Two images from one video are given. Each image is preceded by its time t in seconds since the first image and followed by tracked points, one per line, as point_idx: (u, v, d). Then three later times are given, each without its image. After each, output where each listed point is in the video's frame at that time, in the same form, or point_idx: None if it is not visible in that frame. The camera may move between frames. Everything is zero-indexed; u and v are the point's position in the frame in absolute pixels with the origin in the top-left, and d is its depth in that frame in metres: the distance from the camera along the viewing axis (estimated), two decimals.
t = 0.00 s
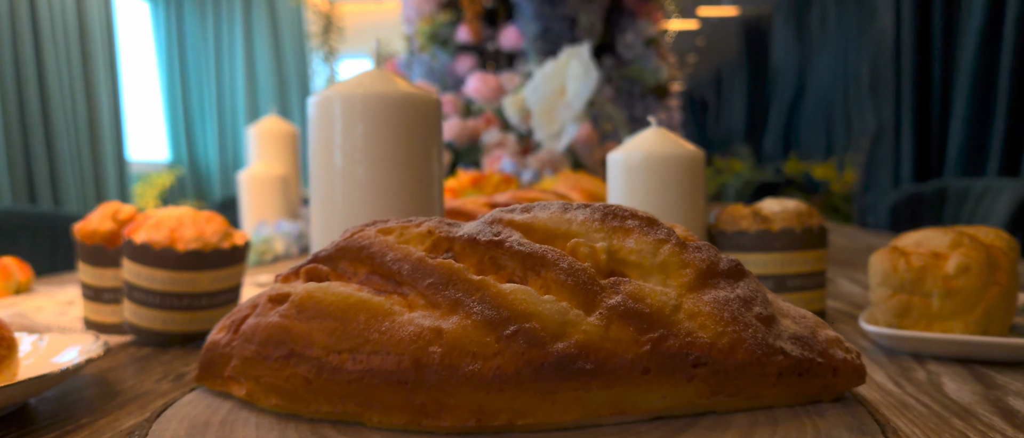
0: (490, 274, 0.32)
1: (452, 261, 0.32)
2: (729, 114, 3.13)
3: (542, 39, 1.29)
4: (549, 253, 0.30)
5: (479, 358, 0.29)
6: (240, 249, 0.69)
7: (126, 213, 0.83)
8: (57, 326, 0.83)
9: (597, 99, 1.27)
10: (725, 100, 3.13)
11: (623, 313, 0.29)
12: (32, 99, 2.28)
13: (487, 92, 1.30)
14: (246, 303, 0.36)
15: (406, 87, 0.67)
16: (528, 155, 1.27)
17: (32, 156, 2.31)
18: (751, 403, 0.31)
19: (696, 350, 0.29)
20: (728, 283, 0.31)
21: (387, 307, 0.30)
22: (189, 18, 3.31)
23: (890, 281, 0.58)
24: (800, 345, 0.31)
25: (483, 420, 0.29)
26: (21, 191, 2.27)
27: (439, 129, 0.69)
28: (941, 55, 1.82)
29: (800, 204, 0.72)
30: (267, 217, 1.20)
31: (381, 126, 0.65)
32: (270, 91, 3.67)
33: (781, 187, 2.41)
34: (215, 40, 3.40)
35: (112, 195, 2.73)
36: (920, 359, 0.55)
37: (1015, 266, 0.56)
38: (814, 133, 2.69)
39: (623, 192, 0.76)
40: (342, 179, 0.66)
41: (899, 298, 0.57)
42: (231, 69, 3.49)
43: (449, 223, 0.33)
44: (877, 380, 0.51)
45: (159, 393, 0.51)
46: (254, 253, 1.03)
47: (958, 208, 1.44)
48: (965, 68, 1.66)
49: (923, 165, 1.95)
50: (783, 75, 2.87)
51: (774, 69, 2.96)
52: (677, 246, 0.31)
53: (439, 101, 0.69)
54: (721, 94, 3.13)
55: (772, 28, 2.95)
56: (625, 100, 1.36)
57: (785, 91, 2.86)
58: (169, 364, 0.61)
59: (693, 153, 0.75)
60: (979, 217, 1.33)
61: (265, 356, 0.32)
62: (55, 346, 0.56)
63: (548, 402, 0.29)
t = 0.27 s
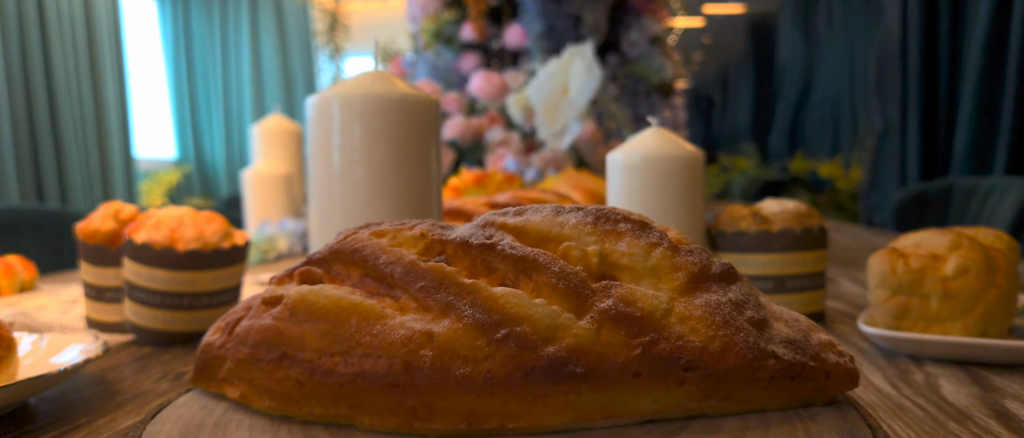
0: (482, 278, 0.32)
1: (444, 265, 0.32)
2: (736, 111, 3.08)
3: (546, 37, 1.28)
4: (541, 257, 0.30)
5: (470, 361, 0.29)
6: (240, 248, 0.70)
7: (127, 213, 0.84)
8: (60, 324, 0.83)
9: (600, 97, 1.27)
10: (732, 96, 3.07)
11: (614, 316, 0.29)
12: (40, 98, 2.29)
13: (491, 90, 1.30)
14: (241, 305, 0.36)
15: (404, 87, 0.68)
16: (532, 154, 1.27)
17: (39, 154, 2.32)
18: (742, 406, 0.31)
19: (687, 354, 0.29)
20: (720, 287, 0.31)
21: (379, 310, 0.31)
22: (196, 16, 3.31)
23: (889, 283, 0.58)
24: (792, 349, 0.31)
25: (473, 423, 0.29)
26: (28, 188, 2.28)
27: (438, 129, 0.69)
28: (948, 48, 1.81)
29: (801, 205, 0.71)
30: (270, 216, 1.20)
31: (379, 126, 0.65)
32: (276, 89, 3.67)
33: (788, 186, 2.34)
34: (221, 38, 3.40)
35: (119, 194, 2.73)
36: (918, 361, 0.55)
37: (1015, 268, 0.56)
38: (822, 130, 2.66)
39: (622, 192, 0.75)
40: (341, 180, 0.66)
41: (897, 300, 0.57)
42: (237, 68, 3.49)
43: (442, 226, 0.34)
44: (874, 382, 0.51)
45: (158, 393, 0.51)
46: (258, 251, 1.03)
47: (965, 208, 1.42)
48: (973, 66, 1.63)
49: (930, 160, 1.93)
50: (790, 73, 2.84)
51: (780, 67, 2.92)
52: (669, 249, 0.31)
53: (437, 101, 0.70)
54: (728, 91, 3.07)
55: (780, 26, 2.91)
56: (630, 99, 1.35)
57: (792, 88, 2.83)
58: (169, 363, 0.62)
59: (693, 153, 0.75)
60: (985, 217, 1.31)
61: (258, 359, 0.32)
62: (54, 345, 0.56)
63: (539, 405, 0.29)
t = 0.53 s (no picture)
0: (475, 277, 0.32)
1: (438, 264, 0.32)
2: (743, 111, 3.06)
3: (551, 36, 1.28)
4: (534, 256, 0.30)
5: (462, 360, 0.29)
6: (241, 247, 0.70)
7: (130, 212, 0.85)
8: (63, 323, 0.84)
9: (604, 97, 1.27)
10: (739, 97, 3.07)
11: (606, 316, 0.29)
12: (48, 96, 2.30)
13: (495, 90, 1.30)
14: (237, 304, 0.37)
15: (403, 87, 0.68)
16: (536, 154, 1.27)
17: (47, 153, 2.33)
18: (735, 406, 0.31)
19: (679, 353, 0.29)
20: (713, 287, 0.31)
21: (372, 309, 0.31)
22: (203, 16, 3.32)
23: (888, 284, 0.57)
24: (785, 349, 0.31)
25: (465, 422, 0.29)
26: (37, 188, 2.30)
27: (437, 130, 0.70)
28: (956, 48, 1.74)
29: (801, 205, 0.71)
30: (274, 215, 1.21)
31: (378, 126, 0.66)
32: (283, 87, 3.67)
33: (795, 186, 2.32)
34: (227, 37, 3.40)
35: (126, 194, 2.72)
36: (917, 362, 0.55)
37: (1015, 269, 0.56)
38: (829, 128, 2.59)
39: (623, 192, 0.75)
40: (340, 179, 0.66)
41: (897, 301, 0.57)
42: (244, 67, 3.50)
43: (437, 225, 0.34)
44: (872, 382, 0.51)
45: (158, 391, 0.51)
46: (261, 250, 1.04)
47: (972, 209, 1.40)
48: (981, 65, 1.60)
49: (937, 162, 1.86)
50: (797, 71, 2.78)
51: (788, 66, 2.87)
52: (662, 249, 0.31)
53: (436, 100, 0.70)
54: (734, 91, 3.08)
55: (788, 24, 2.88)
56: (635, 98, 1.35)
57: (799, 86, 2.77)
58: (169, 361, 0.62)
59: (693, 152, 0.75)
60: (993, 218, 1.30)
61: (253, 357, 0.32)
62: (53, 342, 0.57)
63: (531, 404, 0.29)
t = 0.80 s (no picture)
0: (469, 276, 0.32)
1: (431, 263, 0.32)
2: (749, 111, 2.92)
3: (557, 34, 1.28)
4: (527, 256, 0.30)
5: (454, 359, 0.29)
6: (243, 245, 0.70)
7: (132, 210, 0.86)
8: (67, 320, 0.85)
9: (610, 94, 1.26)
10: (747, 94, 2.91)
11: (599, 315, 0.29)
12: (56, 93, 2.31)
13: (500, 88, 1.30)
14: (234, 302, 0.37)
15: (404, 86, 0.68)
16: (541, 152, 1.27)
17: (56, 150, 2.34)
18: (728, 406, 0.31)
19: (671, 353, 0.29)
20: (707, 287, 0.31)
21: (366, 308, 0.31)
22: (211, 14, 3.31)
23: (888, 283, 0.57)
24: (779, 349, 0.31)
25: (458, 420, 0.29)
26: (45, 185, 2.31)
27: (437, 129, 0.70)
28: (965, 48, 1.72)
29: (803, 204, 0.71)
30: (279, 213, 1.21)
31: (378, 125, 0.66)
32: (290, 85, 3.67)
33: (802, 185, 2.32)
34: (235, 35, 3.40)
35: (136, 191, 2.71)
36: (917, 362, 0.55)
37: (1016, 269, 0.55)
38: (837, 123, 2.55)
39: (624, 191, 0.75)
40: (340, 178, 0.66)
41: (897, 300, 0.57)
42: (251, 65, 3.50)
43: (431, 225, 0.34)
44: (870, 382, 0.51)
45: (159, 387, 0.52)
46: (266, 247, 1.03)
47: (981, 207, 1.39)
48: (990, 62, 1.58)
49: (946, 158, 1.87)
50: (804, 69, 2.73)
51: (795, 63, 2.80)
52: (655, 249, 0.31)
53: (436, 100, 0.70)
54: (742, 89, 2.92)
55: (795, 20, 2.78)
56: (641, 96, 1.34)
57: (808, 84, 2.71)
58: (171, 358, 0.62)
59: (694, 151, 0.74)
60: (1003, 218, 1.29)
61: (249, 355, 0.32)
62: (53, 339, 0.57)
63: (523, 403, 0.29)
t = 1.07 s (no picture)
0: (462, 274, 0.32)
1: (425, 261, 0.32)
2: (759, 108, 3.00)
3: (564, 30, 1.29)
4: (519, 254, 0.30)
5: (446, 357, 0.29)
6: (244, 241, 0.70)
7: (136, 206, 0.86)
8: (71, 315, 0.85)
9: (616, 92, 1.24)
10: (755, 92, 2.99)
11: (591, 314, 0.29)
12: (67, 89, 2.32)
13: (506, 85, 1.31)
14: (229, 299, 0.37)
15: (404, 83, 0.68)
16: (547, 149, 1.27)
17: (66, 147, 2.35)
18: (721, 405, 0.30)
19: (663, 352, 0.29)
20: (701, 285, 0.31)
21: (358, 305, 0.31)
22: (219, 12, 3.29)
23: (889, 281, 0.57)
24: (773, 348, 0.31)
25: (450, 418, 0.29)
26: (55, 183, 2.32)
27: (437, 127, 0.70)
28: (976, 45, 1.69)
29: (805, 201, 0.70)
30: (285, 210, 1.22)
31: (378, 123, 0.66)
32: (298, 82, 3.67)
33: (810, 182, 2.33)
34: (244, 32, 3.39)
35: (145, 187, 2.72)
36: (918, 361, 0.55)
37: (1020, 268, 0.55)
38: (846, 121, 2.49)
39: (625, 189, 0.75)
40: (340, 176, 0.67)
41: (898, 299, 0.56)
42: (260, 62, 3.49)
43: (425, 222, 0.34)
44: (870, 381, 0.50)
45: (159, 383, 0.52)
46: (272, 244, 1.04)
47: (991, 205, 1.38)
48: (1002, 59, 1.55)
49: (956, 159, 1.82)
50: (814, 68, 2.69)
51: (806, 60, 2.76)
52: (649, 247, 0.31)
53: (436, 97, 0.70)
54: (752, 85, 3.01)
55: (805, 17, 2.75)
56: (648, 93, 1.33)
57: (817, 80, 2.67)
58: (172, 353, 0.63)
59: (696, 149, 0.74)
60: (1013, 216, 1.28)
61: (242, 352, 0.33)
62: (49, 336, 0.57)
63: (515, 401, 0.29)
